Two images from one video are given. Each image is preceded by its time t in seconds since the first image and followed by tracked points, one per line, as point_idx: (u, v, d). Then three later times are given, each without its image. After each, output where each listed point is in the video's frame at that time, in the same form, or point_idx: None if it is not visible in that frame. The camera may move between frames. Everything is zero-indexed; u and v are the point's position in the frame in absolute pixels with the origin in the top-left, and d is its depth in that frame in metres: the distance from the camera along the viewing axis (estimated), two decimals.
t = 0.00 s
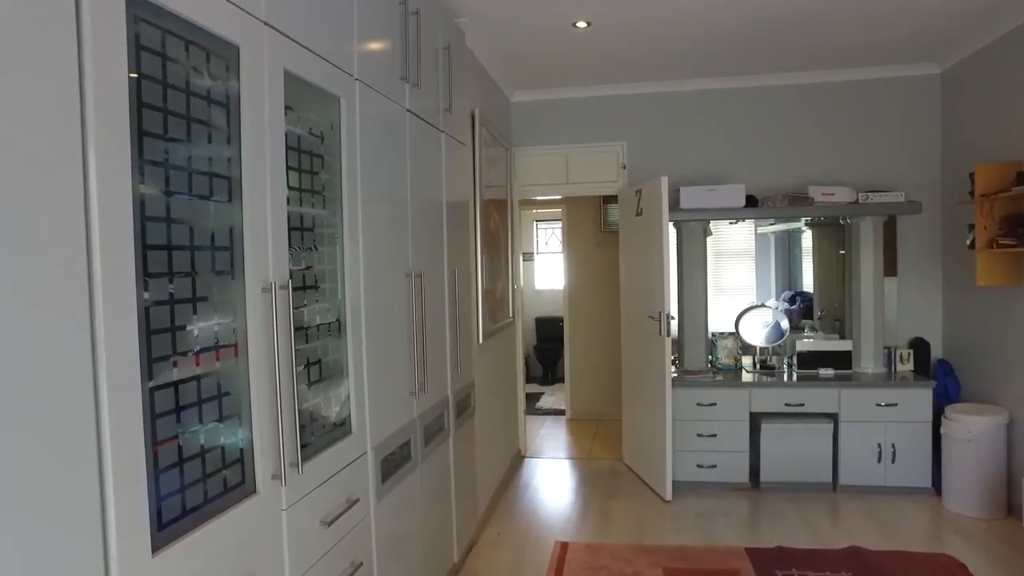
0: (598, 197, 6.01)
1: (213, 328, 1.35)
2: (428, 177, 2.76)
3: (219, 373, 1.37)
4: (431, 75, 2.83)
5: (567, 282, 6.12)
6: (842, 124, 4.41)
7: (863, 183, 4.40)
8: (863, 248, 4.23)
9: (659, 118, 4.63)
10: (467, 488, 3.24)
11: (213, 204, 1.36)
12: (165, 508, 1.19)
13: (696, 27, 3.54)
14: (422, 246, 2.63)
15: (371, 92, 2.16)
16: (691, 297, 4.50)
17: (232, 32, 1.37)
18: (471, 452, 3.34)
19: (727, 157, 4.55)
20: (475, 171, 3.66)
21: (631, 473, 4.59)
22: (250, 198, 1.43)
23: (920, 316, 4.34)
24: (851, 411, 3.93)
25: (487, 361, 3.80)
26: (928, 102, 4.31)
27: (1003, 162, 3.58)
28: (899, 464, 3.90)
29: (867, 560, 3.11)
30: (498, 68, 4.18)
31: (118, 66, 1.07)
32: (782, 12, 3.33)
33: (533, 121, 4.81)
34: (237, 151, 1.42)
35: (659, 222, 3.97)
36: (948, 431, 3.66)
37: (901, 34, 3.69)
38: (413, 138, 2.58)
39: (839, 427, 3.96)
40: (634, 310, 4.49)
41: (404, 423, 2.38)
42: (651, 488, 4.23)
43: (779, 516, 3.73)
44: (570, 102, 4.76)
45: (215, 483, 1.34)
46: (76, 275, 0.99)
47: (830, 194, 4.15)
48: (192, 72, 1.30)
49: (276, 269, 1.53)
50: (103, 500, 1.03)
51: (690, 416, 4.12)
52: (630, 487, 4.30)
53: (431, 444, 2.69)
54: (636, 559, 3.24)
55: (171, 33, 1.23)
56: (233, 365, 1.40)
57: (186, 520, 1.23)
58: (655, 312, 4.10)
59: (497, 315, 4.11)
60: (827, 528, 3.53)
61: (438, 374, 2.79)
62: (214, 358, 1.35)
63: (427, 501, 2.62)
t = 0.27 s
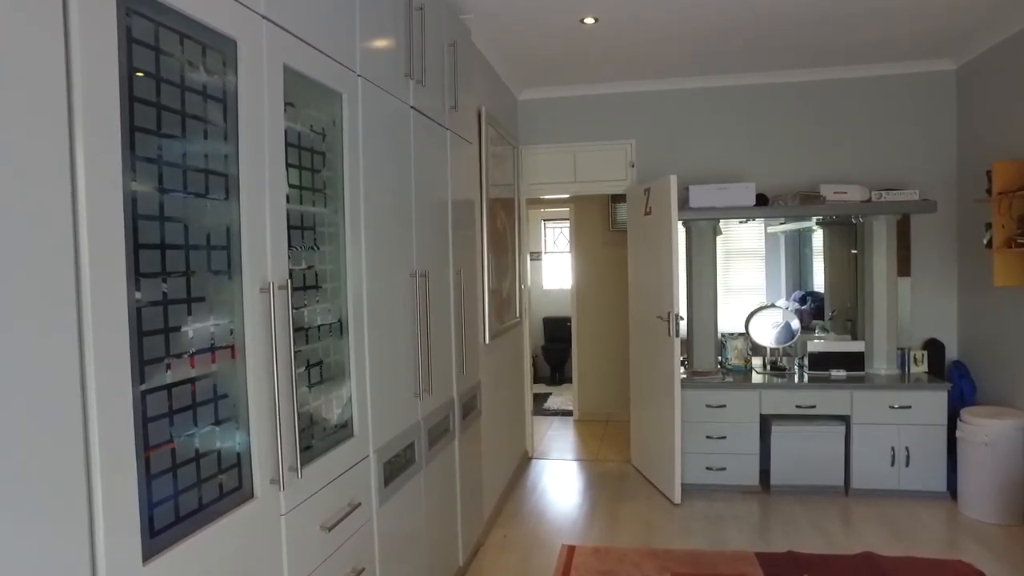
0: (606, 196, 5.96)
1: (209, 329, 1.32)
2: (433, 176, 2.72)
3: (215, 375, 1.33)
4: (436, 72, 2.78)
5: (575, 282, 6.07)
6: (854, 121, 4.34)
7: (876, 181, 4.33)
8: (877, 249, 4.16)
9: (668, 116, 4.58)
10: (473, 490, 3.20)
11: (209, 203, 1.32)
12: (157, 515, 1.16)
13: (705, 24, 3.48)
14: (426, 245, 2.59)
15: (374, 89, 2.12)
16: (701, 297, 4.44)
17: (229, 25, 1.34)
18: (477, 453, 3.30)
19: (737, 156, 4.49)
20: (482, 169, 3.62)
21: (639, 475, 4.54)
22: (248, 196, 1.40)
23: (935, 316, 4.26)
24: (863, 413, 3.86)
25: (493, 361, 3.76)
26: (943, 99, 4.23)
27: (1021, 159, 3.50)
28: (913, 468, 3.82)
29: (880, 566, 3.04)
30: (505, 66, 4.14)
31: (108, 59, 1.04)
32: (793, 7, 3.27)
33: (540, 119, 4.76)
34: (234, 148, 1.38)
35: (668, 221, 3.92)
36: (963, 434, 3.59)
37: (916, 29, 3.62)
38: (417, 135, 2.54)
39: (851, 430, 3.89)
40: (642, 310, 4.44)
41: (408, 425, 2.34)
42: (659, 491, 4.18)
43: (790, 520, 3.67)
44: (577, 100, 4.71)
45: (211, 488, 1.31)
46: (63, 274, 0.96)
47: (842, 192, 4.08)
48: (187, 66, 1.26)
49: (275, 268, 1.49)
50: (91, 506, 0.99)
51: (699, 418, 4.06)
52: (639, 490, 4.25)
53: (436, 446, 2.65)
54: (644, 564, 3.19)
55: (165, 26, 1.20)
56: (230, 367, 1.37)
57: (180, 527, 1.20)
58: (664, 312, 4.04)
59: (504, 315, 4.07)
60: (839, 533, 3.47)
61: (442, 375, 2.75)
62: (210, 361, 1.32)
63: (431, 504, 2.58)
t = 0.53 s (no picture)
0: (613, 194, 5.88)
1: (195, 329, 1.25)
2: (436, 173, 2.66)
3: (203, 379, 1.27)
4: (438, 66, 2.72)
5: (580, 282, 6.00)
6: (867, 117, 4.25)
7: (889, 178, 4.24)
8: (888, 249, 4.10)
9: (676, 112, 4.50)
10: (476, 493, 3.14)
11: (196, 197, 1.26)
12: (138, 528, 1.09)
13: (715, 18, 3.40)
14: (429, 243, 2.53)
15: (374, 82, 2.05)
16: (709, 297, 4.36)
17: (217, 11, 1.27)
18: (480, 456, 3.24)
19: (747, 153, 4.41)
20: (486, 166, 3.55)
21: (646, 477, 4.47)
22: (238, 191, 1.34)
23: (949, 317, 4.17)
24: (875, 416, 3.78)
25: (498, 362, 3.69)
26: (958, 94, 4.14)
27: None
28: (928, 472, 3.73)
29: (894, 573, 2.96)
30: (510, 61, 4.07)
31: (83, 43, 0.98)
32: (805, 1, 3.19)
33: (546, 116, 4.70)
34: (224, 140, 1.32)
35: (676, 220, 3.84)
36: (980, 438, 3.50)
37: (932, 23, 3.53)
38: (418, 130, 2.47)
39: (864, 433, 3.81)
40: (650, 311, 4.37)
41: (409, 429, 2.28)
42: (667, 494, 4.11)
43: (801, 524, 3.59)
44: (584, 96, 4.64)
45: (198, 497, 1.24)
46: (31, 272, 0.90)
47: (855, 189, 3.99)
48: (172, 53, 1.20)
49: (267, 266, 1.43)
50: (61, 519, 0.93)
51: (708, 420, 3.99)
52: (645, 493, 4.18)
53: (438, 450, 2.58)
54: (651, 569, 3.12)
55: (148, 10, 1.13)
56: (218, 369, 1.30)
57: (163, 539, 1.14)
58: (672, 313, 3.97)
59: (509, 314, 4.00)
60: (851, 538, 3.39)
61: (445, 376, 2.68)
62: (197, 363, 1.25)
63: (433, 509, 2.52)
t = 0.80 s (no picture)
0: (620, 192, 5.77)
1: (170, 335, 1.15)
2: (437, 169, 2.56)
3: (177, 389, 1.17)
4: (440, 57, 2.61)
5: (586, 281, 5.89)
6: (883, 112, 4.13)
7: (906, 175, 4.11)
8: (906, 249, 3.97)
9: (686, 108, 4.38)
10: (479, 501, 3.04)
11: (170, 191, 1.16)
12: (98, 556, 0.99)
13: (727, 8, 3.29)
14: (429, 242, 2.42)
15: (370, 71, 1.95)
16: (719, 297, 4.25)
17: None
18: (484, 462, 3.13)
19: (758, 149, 4.29)
20: (490, 163, 3.45)
21: (653, 483, 4.36)
22: (218, 185, 1.23)
23: (969, 318, 4.04)
24: (892, 421, 3.66)
25: (502, 364, 3.59)
26: (978, 87, 4.01)
27: None
28: (947, 479, 3.61)
29: None
30: (515, 55, 3.97)
31: (33, 17, 0.88)
32: None
33: (552, 112, 4.59)
34: (202, 130, 1.22)
35: (686, 218, 3.73)
36: (1002, 445, 3.38)
37: (953, 14, 3.40)
38: (419, 124, 2.37)
39: (880, 438, 3.69)
40: (658, 311, 4.25)
41: (408, 437, 2.18)
42: (676, 501, 3.99)
43: (816, 533, 3.47)
44: (590, 91, 4.53)
45: (170, 518, 1.14)
46: None
47: (871, 186, 3.87)
48: (142, 33, 1.10)
49: (250, 267, 1.32)
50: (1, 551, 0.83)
51: (718, 424, 3.87)
52: (653, 499, 4.07)
53: (438, 458, 2.48)
54: None
55: None
56: (195, 379, 1.20)
57: (129, 567, 1.04)
58: (682, 314, 3.85)
59: (513, 315, 3.90)
60: (868, 548, 3.27)
61: (446, 381, 2.58)
62: (171, 373, 1.15)
63: (433, 520, 2.42)
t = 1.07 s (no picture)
0: (627, 191, 5.63)
1: (124, 349, 1.02)
2: (436, 166, 2.43)
3: (134, 410, 1.04)
4: (439, 47, 2.48)
5: (592, 282, 5.75)
6: (901, 107, 3.98)
7: (925, 173, 3.96)
8: (926, 245, 3.77)
9: (695, 103, 4.24)
10: (480, 514, 2.90)
11: (125, 186, 1.03)
12: None
13: None
14: (427, 242, 2.29)
15: (362, 59, 1.81)
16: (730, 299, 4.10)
17: None
18: (485, 472, 2.99)
19: (771, 146, 4.14)
20: (492, 159, 3.31)
21: (662, 490, 4.22)
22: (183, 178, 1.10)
23: (990, 322, 3.89)
24: (912, 428, 3.51)
25: (504, 369, 3.45)
26: (1001, 81, 3.85)
27: None
28: (969, 490, 3.46)
29: None
30: (519, 47, 3.83)
31: None
32: None
33: (557, 107, 4.45)
34: (165, 117, 1.08)
35: (696, 216, 3.59)
36: None
37: (977, 3, 3.25)
38: (416, 117, 2.23)
39: (899, 446, 3.54)
40: (667, 313, 4.11)
41: (403, 451, 2.04)
42: (685, 511, 3.85)
43: (832, 545, 3.33)
44: (597, 86, 4.39)
45: (122, 556, 1.01)
46: None
47: (889, 184, 3.73)
48: (88, 4, 0.96)
49: (222, 271, 1.19)
50: None
51: (729, 431, 3.73)
52: (661, 508, 3.93)
53: (436, 471, 2.34)
54: None
55: None
56: (155, 398, 1.07)
57: None
58: (691, 316, 3.71)
59: (516, 318, 3.76)
60: (888, 562, 3.12)
61: (445, 389, 2.44)
62: (126, 391, 1.02)
63: (431, 536, 2.28)
